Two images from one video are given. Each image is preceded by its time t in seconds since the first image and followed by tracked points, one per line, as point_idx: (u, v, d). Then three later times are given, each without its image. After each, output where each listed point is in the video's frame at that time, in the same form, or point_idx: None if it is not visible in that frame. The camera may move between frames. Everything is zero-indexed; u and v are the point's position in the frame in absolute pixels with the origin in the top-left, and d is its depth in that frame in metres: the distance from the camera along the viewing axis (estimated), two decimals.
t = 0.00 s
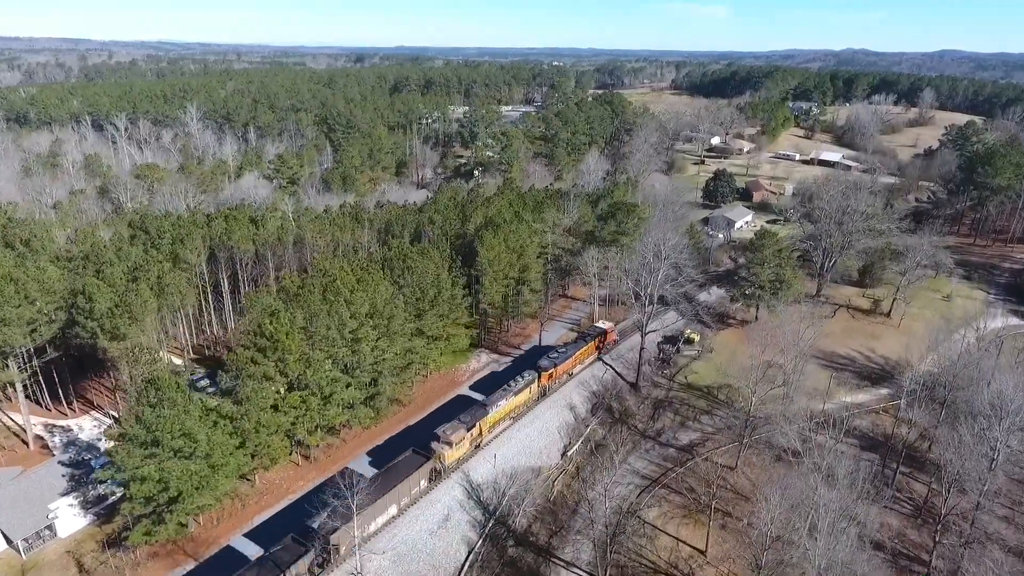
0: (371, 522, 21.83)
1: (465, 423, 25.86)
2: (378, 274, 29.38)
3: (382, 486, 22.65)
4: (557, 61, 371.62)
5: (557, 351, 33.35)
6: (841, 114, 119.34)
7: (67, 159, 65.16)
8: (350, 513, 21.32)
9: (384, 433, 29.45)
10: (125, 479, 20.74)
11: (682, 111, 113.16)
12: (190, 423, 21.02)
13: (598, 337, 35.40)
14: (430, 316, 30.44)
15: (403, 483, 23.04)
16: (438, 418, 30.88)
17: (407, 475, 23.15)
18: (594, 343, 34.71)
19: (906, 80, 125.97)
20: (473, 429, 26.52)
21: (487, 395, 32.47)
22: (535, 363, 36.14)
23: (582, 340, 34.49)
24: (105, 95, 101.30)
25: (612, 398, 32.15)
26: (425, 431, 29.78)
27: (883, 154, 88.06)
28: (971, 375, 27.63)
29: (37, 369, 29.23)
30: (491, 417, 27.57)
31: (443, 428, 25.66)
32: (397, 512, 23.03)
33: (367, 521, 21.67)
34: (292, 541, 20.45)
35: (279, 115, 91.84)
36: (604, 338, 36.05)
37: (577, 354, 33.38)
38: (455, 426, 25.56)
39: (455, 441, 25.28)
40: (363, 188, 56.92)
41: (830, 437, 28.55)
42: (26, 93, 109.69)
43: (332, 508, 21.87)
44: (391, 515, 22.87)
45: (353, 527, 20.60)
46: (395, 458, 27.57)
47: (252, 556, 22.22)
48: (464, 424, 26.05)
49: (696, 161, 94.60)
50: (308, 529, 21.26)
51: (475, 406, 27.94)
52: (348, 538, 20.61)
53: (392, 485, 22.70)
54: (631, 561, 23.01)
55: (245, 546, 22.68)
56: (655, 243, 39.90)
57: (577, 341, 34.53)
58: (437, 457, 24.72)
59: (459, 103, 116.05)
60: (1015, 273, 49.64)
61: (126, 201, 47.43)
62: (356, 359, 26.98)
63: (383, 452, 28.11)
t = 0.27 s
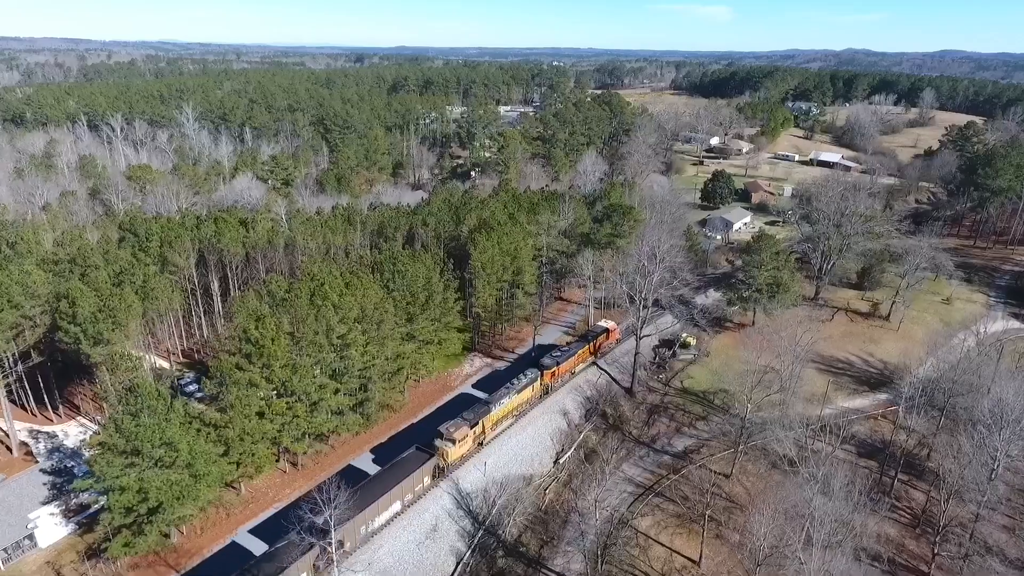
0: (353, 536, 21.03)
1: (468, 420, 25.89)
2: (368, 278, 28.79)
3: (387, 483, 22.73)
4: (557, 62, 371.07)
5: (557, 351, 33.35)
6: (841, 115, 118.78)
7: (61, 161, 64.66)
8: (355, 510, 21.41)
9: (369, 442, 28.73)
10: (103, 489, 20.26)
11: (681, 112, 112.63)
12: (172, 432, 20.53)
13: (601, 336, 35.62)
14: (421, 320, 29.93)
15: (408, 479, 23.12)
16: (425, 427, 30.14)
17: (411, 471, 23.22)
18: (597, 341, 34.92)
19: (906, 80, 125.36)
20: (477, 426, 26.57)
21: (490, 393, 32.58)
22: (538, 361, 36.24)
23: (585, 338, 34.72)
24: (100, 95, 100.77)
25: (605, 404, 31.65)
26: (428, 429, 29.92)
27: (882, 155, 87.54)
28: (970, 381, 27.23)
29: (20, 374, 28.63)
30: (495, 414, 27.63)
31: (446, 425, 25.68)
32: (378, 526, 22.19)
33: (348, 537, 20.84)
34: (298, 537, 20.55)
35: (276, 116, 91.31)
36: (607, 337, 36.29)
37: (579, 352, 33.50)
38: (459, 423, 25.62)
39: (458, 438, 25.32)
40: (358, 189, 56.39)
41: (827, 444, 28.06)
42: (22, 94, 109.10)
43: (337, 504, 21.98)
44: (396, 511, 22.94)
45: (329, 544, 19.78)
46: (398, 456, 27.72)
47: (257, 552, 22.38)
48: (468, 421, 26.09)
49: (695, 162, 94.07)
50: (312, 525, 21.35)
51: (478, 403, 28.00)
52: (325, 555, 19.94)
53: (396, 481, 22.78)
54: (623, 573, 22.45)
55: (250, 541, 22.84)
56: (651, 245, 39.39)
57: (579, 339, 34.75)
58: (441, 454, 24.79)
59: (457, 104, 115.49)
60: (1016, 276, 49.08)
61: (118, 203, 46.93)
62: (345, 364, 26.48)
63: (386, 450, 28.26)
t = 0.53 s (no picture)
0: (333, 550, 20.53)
1: (471, 418, 26.24)
2: (358, 281, 28.32)
3: (392, 479, 23.04)
4: (557, 62, 370.22)
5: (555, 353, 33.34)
6: (841, 115, 118.33)
7: (55, 162, 64.17)
8: (359, 507, 21.74)
9: (358, 449, 28.24)
10: (82, 500, 19.79)
11: (680, 112, 112.13)
12: (153, 440, 20.10)
13: (603, 335, 35.91)
14: (411, 324, 29.45)
15: (412, 476, 23.42)
16: (413, 434, 29.60)
17: (415, 468, 23.52)
18: (599, 340, 35.23)
19: (906, 81, 124.92)
20: (480, 424, 26.86)
21: (492, 391, 32.83)
22: (540, 360, 36.45)
23: (588, 338, 35.03)
24: (96, 95, 100.15)
25: (599, 410, 31.20)
26: (431, 427, 30.14)
27: (882, 155, 87.04)
28: (970, 387, 26.85)
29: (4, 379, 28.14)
30: (497, 413, 27.91)
31: (450, 423, 26.00)
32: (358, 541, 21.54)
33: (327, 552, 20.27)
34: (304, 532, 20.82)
35: (272, 116, 90.78)
36: (609, 336, 36.55)
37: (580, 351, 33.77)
38: (461, 421, 25.93)
39: (462, 436, 25.62)
40: (353, 190, 55.91)
41: (825, 450, 27.58)
42: (17, 94, 108.45)
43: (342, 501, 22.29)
44: (400, 508, 23.21)
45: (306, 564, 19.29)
46: (402, 453, 27.98)
47: (262, 547, 22.61)
48: (470, 419, 26.40)
49: (694, 162, 93.60)
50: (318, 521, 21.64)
51: (481, 401, 28.29)
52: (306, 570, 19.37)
53: (401, 478, 23.10)
54: None
55: (255, 537, 23.09)
56: (647, 248, 38.95)
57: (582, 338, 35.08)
58: (444, 451, 25.14)
59: (455, 105, 114.99)
60: (1016, 278, 48.64)
61: (108, 205, 46.45)
62: (333, 370, 26.02)
63: (390, 447, 28.54)
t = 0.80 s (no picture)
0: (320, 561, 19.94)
1: (474, 415, 26.36)
2: (346, 285, 27.82)
3: (396, 475, 23.00)
4: (558, 62, 370.18)
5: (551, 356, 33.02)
6: (840, 116, 117.84)
7: (49, 162, 63.72)
8: (364, 501, 21.72)
9: (346, 457, 27.68)
10: (58, 510, 19.30)
11: (679, 112, 111.61)
12: (131, 450, 19.62)
13: (605, 334, 36.04)
14: (402, 329, 28.88)
15: (416, 472, 23.43)
16: (404, 441, 29.00)
17: (419, 465, 23.51)
18: (601, 339, 35.39)
19: (906, 81, 124.41)
20: (483, 422, 26.94)
21: (493, 390, 32.89)
22: (541, 359, 36.43)
23: (590, 337, 35.18)
24: (92, 95, 99.59)
25: (592, 416, 30.72)
26: (432, 425, 30.23)
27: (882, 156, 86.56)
28: (969, 393, 26.46)
29: None
30: (500, 410, 28.00)
31: (453, 420, 26.14)
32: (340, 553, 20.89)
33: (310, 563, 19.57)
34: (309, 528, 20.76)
35: (268, 117, 90.26)
36: (611, 335, 36.74)
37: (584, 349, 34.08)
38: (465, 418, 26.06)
39: (464, 433, 25.74)
40: (347, 192, 55.40)
41: (821, 458, 27.09)
42: (13, 95, 107.90)
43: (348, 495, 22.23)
44: (404, 504, 23.23)
45: None
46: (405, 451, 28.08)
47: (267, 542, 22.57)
48: (474, 416, 26.52)
49: (692, 163, 93.12)
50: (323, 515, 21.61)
51: (484, 399, 28.40)
52: None
53: (405, 473, 23.07)
54: None
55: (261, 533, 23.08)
56: (642, 250, 38.47)
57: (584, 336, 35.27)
58: (448, 448, 25.17)
59: (452, 105, 114.46)
60: (1016, 280, 48.17)
61: (98, 207, 45.93)
62: (319, 376, 25.50)
63: (393, 445, 28.65)
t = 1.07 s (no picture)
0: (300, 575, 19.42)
1: (477, 413, 26.85)
2: (334, 288, 27.38)
3: (400, 472, 23.45)
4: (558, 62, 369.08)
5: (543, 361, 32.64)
6: (839, 116, 117.38)
7: (41, 163, 63.16)
8: (369, 498, 22.13)
9: (335, 463, 27.25)
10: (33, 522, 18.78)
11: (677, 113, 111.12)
12: (110, 460, 19.13)
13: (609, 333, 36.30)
14: (391, 333, 28.43)
15: (420, 469, 23.84)
16: (395, 446, 28.62)
17: (423, 461, 23.93)
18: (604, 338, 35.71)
19: (906, 81, 123.94)
20: (486, 419, 27.41)
21: (496, 388, 33.15)
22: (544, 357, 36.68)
23: (592, 336, 35.52)
24: (88, 96, 98.99)
25: (586, 421, 30.28)
26: (433, 423, 30.39)
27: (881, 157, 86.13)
28: (967, 399, 26.12)
29: None
30: (503, 408, 28.47)
31: (456, 418, 26.68)
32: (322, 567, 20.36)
33: None
34: (315, 523, 21.13)
35: (264, 117, 89.72)
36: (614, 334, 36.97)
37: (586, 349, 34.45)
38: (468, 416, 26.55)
39: (468, 430, 26.26)
40: (342, 193, 54.88)
41: (817, 465, 26.65)
42: (8, 95, 107.22)
43: (353, 491, 22.64)
44: (407, 500, 23.64)
45: None
46: (408, 448, 28.41)
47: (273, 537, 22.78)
48: (477, 414, 26.98)
49: (691, 164, 92.65)
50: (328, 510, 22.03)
51: (486, 397, 28.82)
52: None
53: (409, 470, 23.49)
54: None
55: (267, 528, 23.33)
56: (637, 253, 38.04)
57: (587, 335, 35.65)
58: (452, 445, 25.73)
59: (450, 105, 113.94)
60: (1016, 282, 47.74)
61: (89, 208, 45.41)
62: (306, 382, 25.00)
63: (396, 442, 28.91)
